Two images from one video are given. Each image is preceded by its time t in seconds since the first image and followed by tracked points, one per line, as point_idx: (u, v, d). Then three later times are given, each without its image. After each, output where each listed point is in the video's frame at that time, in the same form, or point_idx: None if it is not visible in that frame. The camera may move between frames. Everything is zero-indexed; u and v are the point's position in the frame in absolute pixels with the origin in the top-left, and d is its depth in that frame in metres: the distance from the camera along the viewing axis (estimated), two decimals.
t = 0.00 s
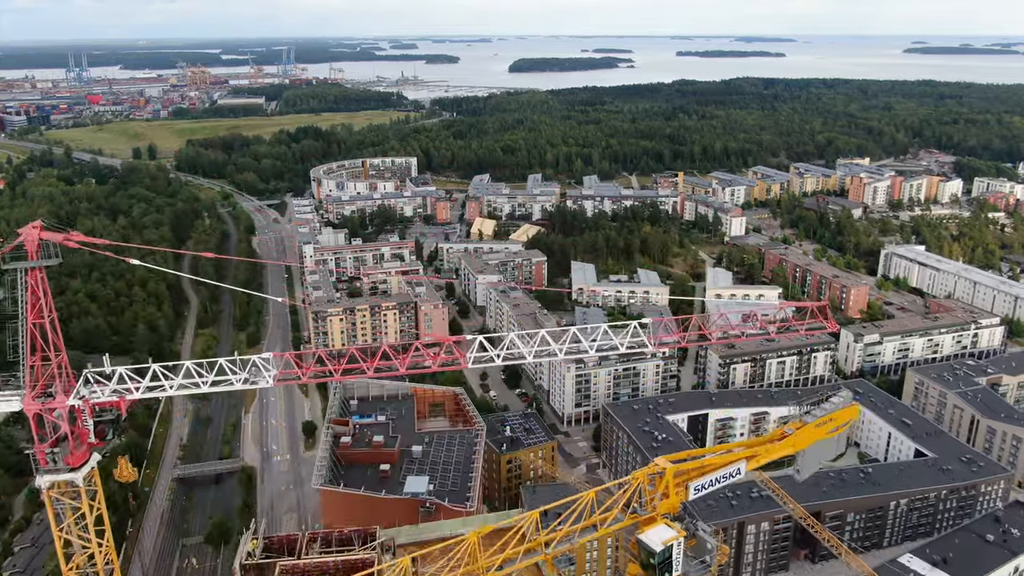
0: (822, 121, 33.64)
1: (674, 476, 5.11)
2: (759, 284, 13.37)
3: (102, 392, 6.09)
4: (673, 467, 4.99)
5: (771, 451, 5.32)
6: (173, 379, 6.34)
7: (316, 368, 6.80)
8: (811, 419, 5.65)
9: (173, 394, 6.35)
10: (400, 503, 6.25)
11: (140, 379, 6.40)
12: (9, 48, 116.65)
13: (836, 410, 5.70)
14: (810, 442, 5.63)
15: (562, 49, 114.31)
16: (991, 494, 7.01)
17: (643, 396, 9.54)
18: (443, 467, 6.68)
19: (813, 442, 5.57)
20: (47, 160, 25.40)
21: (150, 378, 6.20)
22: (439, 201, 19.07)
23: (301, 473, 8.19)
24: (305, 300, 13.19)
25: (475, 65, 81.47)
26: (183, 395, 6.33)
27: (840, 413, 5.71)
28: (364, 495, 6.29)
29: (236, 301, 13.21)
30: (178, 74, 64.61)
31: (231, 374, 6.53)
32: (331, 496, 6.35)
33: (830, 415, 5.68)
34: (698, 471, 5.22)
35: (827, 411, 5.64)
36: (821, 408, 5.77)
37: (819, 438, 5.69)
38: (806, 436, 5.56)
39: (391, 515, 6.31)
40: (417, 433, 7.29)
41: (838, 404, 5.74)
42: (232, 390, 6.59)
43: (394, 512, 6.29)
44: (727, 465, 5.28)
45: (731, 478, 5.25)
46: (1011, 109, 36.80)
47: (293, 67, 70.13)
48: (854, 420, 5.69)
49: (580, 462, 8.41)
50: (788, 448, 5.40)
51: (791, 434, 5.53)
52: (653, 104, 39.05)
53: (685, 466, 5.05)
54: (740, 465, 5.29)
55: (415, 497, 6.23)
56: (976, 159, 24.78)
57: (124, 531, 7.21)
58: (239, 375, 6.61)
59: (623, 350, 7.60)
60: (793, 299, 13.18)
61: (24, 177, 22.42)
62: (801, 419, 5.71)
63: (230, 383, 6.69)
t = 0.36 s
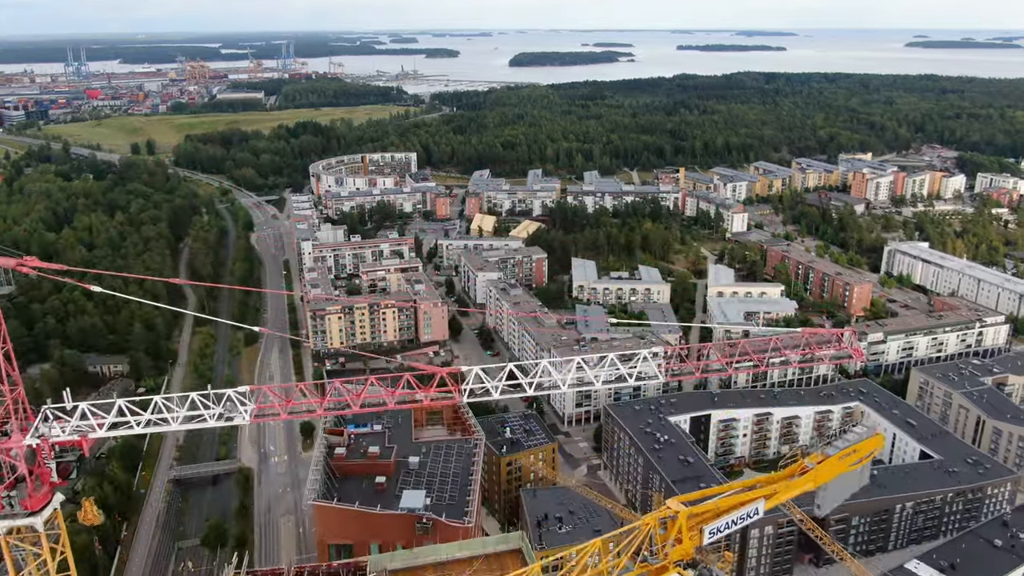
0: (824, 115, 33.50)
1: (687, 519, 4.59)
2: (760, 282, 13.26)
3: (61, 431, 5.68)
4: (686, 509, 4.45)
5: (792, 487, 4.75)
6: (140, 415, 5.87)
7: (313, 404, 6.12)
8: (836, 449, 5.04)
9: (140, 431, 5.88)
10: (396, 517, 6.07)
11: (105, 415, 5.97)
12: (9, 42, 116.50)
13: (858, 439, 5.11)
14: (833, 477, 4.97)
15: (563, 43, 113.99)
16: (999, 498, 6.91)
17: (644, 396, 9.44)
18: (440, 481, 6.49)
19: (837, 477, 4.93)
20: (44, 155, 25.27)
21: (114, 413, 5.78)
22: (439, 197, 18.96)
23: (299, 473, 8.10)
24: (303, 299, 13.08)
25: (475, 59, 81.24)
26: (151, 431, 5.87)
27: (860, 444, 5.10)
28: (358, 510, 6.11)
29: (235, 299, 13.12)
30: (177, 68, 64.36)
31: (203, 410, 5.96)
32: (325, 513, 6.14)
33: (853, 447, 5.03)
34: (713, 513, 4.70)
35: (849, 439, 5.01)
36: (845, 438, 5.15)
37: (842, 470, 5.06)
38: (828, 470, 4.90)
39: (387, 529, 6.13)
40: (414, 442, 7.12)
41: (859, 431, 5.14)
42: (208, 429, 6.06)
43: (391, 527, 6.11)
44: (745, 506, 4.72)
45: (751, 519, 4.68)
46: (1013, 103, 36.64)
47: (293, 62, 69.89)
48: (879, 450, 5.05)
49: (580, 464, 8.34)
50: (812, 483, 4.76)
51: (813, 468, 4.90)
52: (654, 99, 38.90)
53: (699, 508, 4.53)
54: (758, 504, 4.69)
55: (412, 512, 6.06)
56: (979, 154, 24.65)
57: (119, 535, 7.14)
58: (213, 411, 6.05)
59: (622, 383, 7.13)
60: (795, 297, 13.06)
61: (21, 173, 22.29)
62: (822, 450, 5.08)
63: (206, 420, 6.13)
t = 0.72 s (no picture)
0: (826, 106, 33.32)
1: (704, 560, 4.70)
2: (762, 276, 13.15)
3: (19, 469, 5.21)
4: (701, 552, 4.57)
5: (811, 523, 4.93)
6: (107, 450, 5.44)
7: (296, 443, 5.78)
8: (856, 481, 5.23)
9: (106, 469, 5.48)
10: (393, 530, 5.86)
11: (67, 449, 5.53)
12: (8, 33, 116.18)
13: (879, 470, 5.36)
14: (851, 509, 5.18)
15: (563, 34, 113.55)
16: (1004, 496, 6.82)
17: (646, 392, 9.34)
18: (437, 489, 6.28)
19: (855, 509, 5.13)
20: (42, 147, 25.12)
21: (77, 449, 5.33)
22: (438, 190, 18.84)
23: (296, 471, 8.03)
24: (301, 293, 12.98)
25: (475, 50, 80.88)
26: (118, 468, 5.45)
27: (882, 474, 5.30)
28: (353, 522, 5.90)
29: (232, 293, 13.03)
30: (176, 59, 64.04)
31: (174, 445, 5.54)
32: (318, 524, 5.94)
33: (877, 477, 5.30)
34: (730, 554, 4.83)
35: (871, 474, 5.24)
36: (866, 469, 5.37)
37: (863, 501, 5.31)
38: (847, 503, 5.11)
39: (383, 541, 5.92)
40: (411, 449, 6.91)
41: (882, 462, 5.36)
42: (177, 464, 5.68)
43: (386, 539, 5.92)
44: (764, 544, 4.87)
45: (768, 558, 4.84)
46: (1016, 95, 36.42)
47: (292, 52, 69.53)
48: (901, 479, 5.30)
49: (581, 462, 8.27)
50: (831, 518, 4.98)
51: (832, 502, 5.07)
52: (655, 90, 38.69)
53: (714, 550, 4.66)
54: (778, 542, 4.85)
55: (408, 524, 5.84)
56: (982, 146, 24.50)
57: (115, 535, 7.07)
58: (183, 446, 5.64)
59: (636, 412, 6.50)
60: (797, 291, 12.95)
61: (19, 165, 22.17)
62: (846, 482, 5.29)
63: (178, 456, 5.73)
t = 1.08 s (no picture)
0: (828, 96, 33.12)
1: None
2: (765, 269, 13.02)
3: None
4: None
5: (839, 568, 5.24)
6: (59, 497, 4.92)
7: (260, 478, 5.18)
8: (885, 521, 5.45)
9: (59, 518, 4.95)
10: (387, 543, 5.44)
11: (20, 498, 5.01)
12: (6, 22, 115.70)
13: (908, 510, 5.50)
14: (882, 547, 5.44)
15: (563, 23, 112.98)
16: (1010, 494, 6.74)
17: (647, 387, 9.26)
18: (434, 498, 5.96)
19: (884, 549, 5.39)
20: (40, 137, 24.97)
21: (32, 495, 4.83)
22: (438, 181, 18.69)
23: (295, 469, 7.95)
24: (299, 287, 12.86)
25: (475, 39, 80.52)
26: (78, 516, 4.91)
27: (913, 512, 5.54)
28: (345, 535, 5.46)
29: (230, 286, 12.93)
30: (175, 49, 63.74)
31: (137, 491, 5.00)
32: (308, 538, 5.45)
33: (905, 516, 5.45)
34: None
35: (899, 515, 5.40)
36: (897, 507, 5.56)
37: (893, 539, 5.51)
38: (877, 544, 5.35)
39: (377, 555, 5.49)
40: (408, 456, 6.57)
41: (911, 502, 5.54)
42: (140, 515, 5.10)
43: (380, 553, 5.48)
44: None
45: None
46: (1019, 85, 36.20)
47: (291, 41, 69.17)
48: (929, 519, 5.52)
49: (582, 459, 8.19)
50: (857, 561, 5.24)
51: (861, 545, 5.31)
52: (656, 80, 38.47)
53: None
54: None
55: (404, 537, 5.42)
56: (985, 137, 24.34)
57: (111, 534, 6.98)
58: (146, 492, 5.05)
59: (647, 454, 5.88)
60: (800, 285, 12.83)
61: (16, 157, 22.02)
62: (875, 520, 5.52)
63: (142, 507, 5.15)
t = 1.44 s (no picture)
0: (830, 86, 32.89)
1: None
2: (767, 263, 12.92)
3: None
4: None
5: None
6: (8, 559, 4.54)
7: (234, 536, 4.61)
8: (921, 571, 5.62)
9: None
10: (381, 558, 5.36)
11: None
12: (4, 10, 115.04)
13: (944, 556, 5.68)
14: None
15: (564, 12, 112.33)
16: (1014, 494, 6.66)
17: (648, 383, 9.18)
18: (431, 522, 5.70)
19: None
20: (36, 127, 24.77)
21: None
22: (438, 172, 18.53)
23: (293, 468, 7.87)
24: (298, 280, 12.74)
25: (475, 28, 79.91)
26: None
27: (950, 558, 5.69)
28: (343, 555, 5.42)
29: (228, 279, 12.83)
30: (173, 38, 63.27)
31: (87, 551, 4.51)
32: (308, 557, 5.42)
33: (940, 565, 5.60)
34: None
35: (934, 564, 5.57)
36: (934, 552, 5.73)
37: None
38: None
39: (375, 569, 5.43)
40: (405, 464, 6.39)
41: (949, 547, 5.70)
42: None
43: (376, 566, 5.40)
44: None
45: None
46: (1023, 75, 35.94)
47: (290, 30, 68.69)
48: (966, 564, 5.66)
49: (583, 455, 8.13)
50: None
51: None
52: (657, 69, 38.19)
53: None
54: None
55: (400, 553, 5.32)
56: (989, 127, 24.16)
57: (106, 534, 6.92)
58: (101, 554, 4.56)
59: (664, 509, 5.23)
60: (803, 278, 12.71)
61: (13, 148, 21.83)
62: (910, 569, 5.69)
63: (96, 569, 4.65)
